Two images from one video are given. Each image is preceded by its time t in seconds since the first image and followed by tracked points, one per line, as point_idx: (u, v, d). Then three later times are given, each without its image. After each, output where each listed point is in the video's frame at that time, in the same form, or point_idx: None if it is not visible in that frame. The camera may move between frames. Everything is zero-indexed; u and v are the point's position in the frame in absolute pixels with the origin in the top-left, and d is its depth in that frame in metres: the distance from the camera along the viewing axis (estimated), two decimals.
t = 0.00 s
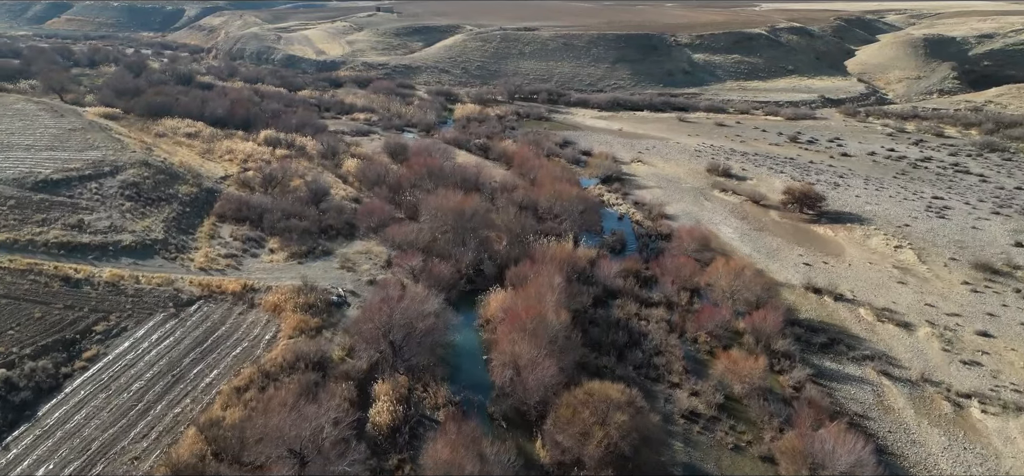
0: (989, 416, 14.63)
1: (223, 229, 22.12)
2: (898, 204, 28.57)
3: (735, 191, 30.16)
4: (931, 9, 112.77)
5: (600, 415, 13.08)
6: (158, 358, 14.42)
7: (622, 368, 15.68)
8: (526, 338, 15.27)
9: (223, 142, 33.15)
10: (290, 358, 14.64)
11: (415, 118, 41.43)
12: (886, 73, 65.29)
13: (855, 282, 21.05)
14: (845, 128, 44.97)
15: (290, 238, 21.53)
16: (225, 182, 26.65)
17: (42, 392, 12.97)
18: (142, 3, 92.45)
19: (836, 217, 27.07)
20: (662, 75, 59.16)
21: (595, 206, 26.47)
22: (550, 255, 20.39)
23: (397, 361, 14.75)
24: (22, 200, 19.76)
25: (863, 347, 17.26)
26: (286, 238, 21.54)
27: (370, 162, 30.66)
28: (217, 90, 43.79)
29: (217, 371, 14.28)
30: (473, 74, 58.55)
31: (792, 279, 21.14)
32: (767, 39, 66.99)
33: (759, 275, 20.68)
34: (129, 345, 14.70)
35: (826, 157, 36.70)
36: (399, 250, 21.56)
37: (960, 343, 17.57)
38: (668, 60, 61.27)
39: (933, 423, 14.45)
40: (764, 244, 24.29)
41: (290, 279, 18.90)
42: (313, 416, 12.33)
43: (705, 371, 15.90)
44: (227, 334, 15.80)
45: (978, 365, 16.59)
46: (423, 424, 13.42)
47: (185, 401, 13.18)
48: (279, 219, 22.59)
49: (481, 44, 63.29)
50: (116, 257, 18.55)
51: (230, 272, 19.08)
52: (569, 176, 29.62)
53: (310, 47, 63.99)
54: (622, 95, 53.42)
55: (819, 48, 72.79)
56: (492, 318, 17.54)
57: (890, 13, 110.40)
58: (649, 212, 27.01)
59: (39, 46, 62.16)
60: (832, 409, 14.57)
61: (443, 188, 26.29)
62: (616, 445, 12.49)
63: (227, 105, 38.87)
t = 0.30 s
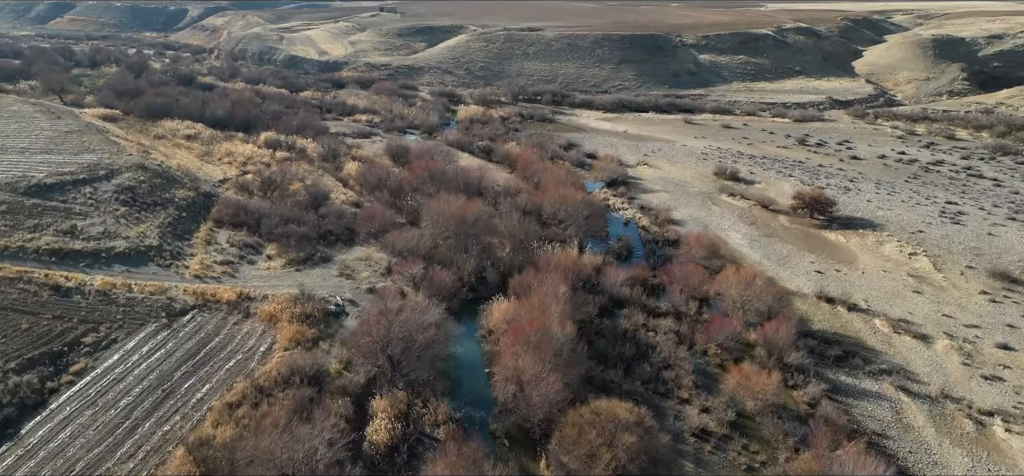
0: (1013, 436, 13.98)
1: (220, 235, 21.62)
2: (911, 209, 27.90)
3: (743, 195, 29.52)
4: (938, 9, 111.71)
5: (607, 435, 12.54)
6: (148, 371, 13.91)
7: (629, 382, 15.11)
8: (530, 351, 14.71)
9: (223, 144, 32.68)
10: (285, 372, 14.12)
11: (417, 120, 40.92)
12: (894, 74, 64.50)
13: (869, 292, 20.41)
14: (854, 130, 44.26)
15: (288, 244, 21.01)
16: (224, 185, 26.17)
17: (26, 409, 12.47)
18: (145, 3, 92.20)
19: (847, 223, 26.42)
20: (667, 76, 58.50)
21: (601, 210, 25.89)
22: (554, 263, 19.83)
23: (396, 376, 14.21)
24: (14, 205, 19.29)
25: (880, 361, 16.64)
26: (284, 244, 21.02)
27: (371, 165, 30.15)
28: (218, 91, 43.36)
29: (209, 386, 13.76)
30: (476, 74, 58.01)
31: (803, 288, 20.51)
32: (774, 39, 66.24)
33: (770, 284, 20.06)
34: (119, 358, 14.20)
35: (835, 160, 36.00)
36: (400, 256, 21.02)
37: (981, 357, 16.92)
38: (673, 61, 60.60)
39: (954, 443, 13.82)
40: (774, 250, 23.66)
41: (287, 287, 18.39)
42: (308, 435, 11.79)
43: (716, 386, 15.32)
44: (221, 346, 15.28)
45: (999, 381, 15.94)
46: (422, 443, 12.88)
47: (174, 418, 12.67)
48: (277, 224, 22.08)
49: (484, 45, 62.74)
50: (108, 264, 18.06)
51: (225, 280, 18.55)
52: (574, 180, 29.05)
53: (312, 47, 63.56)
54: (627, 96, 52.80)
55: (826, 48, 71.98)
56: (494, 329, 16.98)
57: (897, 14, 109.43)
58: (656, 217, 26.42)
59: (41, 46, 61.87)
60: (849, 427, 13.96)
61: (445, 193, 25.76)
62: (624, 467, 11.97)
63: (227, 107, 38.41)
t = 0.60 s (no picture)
0: None
1: (216, 241, 21.12)
2: (924, 214, 27.22)
3: (752, 200, 28.89)
4: (945, 9, 110.78)
5: (614, 458, 11.96)
6: (137, 386, 13.39)
7: (637, 398, 14.51)
8: (533, 367, 14.14)
9: (222, 147, 32.20)
10: (279, 387, 13.57)
11: (420, 122, 40.42)
12: (902, 75, 63.73)
13: (884, 301, 19.78)
14: (863, 133, 43.55)
15: (286, 251, 20.50)
16: (221, 189, 25.69)
17: (7, 427, 11.97)
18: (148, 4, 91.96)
19: (859, 229, 25.79)
20: (673, 77, 57.86)
21: (606, 215, 25.32)
22: (558, 272, 19.26)
23: (394, 392, 13.65)
24: (5, 210, 18.82)
25: (897, 376, 16.01)
26: (282, 250, 20.51)
27: (372, 168, 29.66)
28: (219, 92, 42.91)
29: (200, 402, 13.25)
30: (479, 75, 57.48)
31: (816, 298, 19.90)
32: (780, 40, 65.53)
33: (781, 293, 19.45)
34: (107, 372, 13.72)
35: (845, 163, 35.34)
36: (400, 263, 20.47)
37: (1002, 371, 16.27)
38: (679, 62, 59.95)
39: (978, 464, 13.18)
40: (784, 257, 23.05)
41: (284, 296, 17.86)
42: (301, 456, 11.27)
43: (727, 402, 14.73)
44: (214, 359, 14.76)
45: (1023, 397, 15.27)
46: (421, 462, 12.34)
47: (163, 437, 12.16)
48: (275, 230, 21.58)
49: (488, 45, 62.21)
50: (100, 272, 17.56)
51: (221, 289, 18.04)
52: (579, 184, 28.47)
53: (314, 47, 63.14)
54: (632, 98, 52.19)
55: (833, 49, 71.21)
56: (497, 340, 16.41)
57: (904, 15, 108.53)
58: (662, 223, 25.82)
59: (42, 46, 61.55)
60: (868, 447, 13.35)
61: (447, 197, 25.24)
62: None
63: (227, 109, 37.96)
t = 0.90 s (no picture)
0: None
1: (212, 247, 20.61)
2: (938, 220, 26.55)
3: (761, 204, 28.26)
4: (953, 9, 109.71)
5: None
6: (124, 402, 12.88)
7: (645, 416, 13.94)
8: (537, 383, 13.57)
9: (221, 149, 31.74)
10: (272, 403, 13.02)
11: (422, 124, 39.88)
12: (911, 76, 62.91)
13: (899, 312, 19.14)
14: (872, 135, 42.85)
15: (283, 258, 19.97)
16: (219, 192, 25.19)
17: None
18: (150, 4, 91.71)
19: (871, 235, 25.15)
20: (678, 78, 57.21)
21: (612, 221, 24.74)
22: (563, 281, 18.70)
23: (393, 410, 13.09)
24: None
25: (917, 392, 15.39)
26: (279, 257, 19.98)
27: (373, 172, 29.15)
28: (220, 94, 42.51)
29: (190, 418, 12.73)
30: (483, 76, 56.94)
31: (829, 308, 19.29)
32: (787, 40, 64.78)
33: (793, 304, 18.84)
34: (94, 388, 13.22)
35: (855, 167, 34.66)
36: (400, 271, 19.93)
37: None
38: (684, 62, 59.28)
39: None
40: (795, 265, 22.44)
41: (280, 306, 17.34)
42: None
43: (739, 420, 14.15)
44: (206, 372, 14.24)
45: None
46: None
47: (150, 457, 11.64)
48: (272, 235, 21.05)
49: (491, 46, 61.69)
50: (91, 281, 17.07)
51: (215, 298, 17.52)
52: (584, 188, 27.90)
53: (317, 48, 62.72)
54: (637, 99, 51.59)
55: (841, 50, 70.38)
56: (499, 352, 15.85)
57: (911, 14, 107.58)
58: (670, 228, 25.21)
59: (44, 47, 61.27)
60: (888, 469, 12.74)
61: (449, 203, 24.72)
62: None
63: (227, 110, 37.49)
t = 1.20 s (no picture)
0: None
1: (208, 254, 20.10)
2: (952, 226, 25.89)
3: (770, 210, 27.64)
4: (960, 10, 108.79)
5: None
6: (111, 420, 12.39)
7: (654, 434, 13.36)
8: (542, 401, 13.00)
9: (220, 152, 31.28)
10: (265, 421, 12.48)
11: (425, 126, 39.38)
12: (919, 78, 62.12)
13: (916, 323, 18.52)
14: (881, 138, 42.16)
15: (280, 265, 19.46)
16: (217, 197, 24.70)
17: None
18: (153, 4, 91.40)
19: (884, 242, 24.51)
20: (684, 79, 56.57)
21: (617, 227, 24.17)
22: (568, 290, 18.11)
23: (390, 430, 12.55)
24: None
25: (937, 409, 14.78)
26: (276, 264, 19.48)
27: (374, 176, 28.65)
28: (220, 95, 42.06)
29: (179, 437, 12.23)
30: (486, 77, 56.38)
31: (842, 319, 18.68)
32: (794, 41, 64.05)
33: (806, 315, 18.22)
34: (81, 404, 12.74)
35: (865, 171, 34.00)
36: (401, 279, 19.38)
37: None
38: (690, 64, 58.63)
39: None
40: (807, 273, 21.82)
41: (276, 316, 16.81)
42: None
43: (753, 439, 13.57)
44: (197, 387, 13.71)
45: None
46: None
47: None
48: (270, 242, 20.54)
49: (495, 47, 61.13)
50: (82, 290, 16.58)
51: (209, 307, 17.00)
52: (589, 193, 27.32)
53: (319, 48, 62.28)
54: (642, 101, 50.98)
55: (848, 51, 69.58)
56: (502, 366, 15.28)
57: (917, 15, 106.77)
58: (677, 234, 24.64)
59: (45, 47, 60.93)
60: None
61: (451, 208, 24.21)
62: None
63: (227, 112, 37.03)
